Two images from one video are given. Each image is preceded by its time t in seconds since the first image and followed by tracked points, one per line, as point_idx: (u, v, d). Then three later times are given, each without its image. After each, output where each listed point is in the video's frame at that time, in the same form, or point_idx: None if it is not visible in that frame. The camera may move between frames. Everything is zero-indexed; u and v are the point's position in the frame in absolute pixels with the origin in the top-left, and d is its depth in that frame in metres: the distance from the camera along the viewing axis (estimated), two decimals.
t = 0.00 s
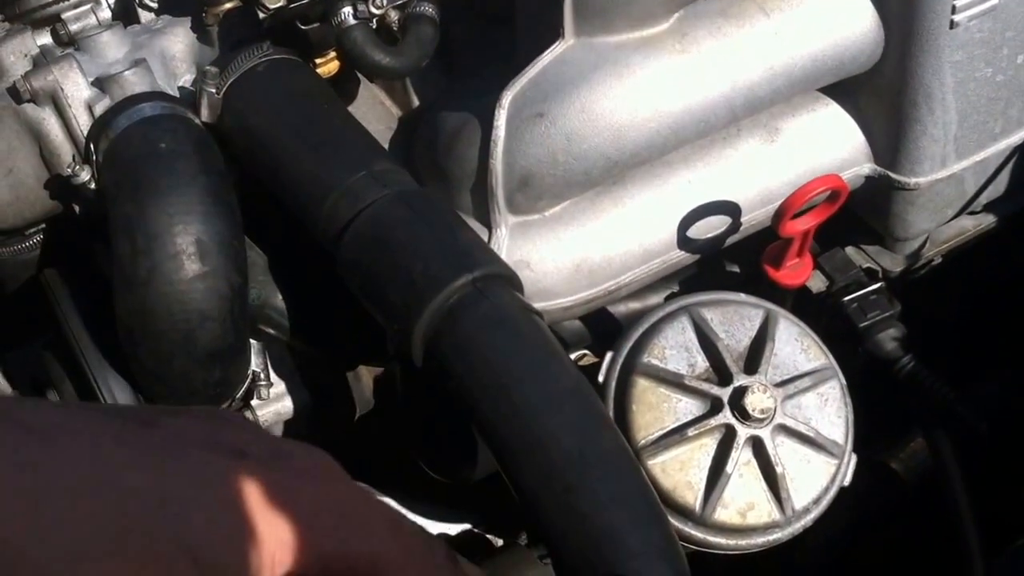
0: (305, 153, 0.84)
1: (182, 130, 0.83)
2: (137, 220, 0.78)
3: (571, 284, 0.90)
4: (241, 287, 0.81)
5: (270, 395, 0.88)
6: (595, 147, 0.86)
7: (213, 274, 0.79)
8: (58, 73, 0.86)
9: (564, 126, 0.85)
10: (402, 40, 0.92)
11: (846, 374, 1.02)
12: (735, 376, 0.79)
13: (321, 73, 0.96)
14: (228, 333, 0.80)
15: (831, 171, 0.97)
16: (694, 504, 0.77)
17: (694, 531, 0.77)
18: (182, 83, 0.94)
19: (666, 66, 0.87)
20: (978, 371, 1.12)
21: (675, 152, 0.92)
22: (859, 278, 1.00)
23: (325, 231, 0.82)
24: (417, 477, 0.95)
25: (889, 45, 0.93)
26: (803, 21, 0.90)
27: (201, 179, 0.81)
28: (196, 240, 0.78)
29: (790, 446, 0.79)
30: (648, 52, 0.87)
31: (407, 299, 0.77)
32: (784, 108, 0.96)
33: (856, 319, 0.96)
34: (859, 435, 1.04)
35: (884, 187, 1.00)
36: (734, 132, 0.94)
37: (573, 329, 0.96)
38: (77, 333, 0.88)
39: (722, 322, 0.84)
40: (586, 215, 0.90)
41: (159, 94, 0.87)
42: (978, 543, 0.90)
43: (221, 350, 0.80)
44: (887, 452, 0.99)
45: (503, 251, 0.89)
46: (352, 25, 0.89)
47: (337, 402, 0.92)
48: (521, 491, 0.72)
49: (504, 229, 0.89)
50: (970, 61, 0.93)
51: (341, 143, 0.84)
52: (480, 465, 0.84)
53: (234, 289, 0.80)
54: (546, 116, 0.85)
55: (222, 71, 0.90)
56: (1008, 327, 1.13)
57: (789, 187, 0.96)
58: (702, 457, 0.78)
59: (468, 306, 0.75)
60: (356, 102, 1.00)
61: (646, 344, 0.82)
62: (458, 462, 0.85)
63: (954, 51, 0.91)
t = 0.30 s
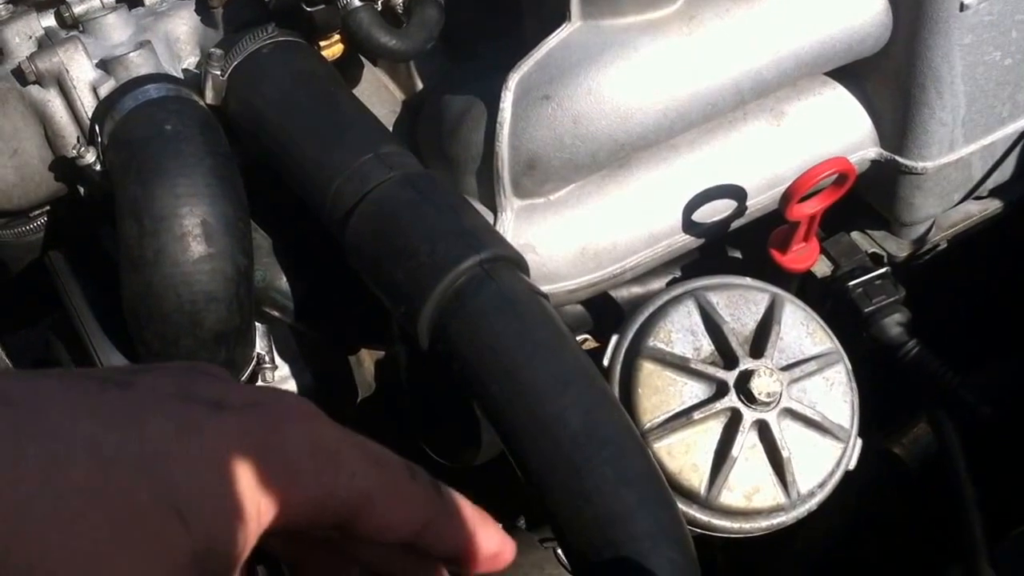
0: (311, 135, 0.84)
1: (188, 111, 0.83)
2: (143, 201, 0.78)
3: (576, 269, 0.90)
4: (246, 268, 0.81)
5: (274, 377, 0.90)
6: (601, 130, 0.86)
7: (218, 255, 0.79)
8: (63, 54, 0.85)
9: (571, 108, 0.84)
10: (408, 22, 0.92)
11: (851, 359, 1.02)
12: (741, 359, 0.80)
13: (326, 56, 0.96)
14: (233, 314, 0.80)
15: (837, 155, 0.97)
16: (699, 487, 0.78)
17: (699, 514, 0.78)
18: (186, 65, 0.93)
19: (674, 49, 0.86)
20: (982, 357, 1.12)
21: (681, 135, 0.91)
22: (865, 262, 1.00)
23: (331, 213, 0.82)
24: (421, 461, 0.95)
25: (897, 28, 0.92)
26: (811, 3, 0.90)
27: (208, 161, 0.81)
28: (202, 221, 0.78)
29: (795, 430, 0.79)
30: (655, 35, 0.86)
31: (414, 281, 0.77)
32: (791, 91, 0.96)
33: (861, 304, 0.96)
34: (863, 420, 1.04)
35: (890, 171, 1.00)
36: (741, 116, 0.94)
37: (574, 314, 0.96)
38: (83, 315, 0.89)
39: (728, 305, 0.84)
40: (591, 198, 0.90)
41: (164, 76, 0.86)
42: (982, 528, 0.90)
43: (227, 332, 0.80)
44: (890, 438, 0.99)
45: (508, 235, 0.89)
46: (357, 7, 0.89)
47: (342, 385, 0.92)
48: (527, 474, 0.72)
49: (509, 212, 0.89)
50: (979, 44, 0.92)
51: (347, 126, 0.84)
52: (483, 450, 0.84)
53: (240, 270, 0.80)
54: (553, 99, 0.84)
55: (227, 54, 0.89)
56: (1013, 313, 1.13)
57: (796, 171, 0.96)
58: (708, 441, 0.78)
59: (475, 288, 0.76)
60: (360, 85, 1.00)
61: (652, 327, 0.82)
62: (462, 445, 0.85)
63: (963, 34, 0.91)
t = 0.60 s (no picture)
0: (317, 125, 0.84)
1: (194, 100, 0.83)
2: (149, 190, 0.78)
3: (581, 259, 0.90)
4: (252, 257, 0.81)
5: (279, 368, 0.90)
6: (607, 119, 0.86)
7: (224, 244, 0.79)
8: (69, 43, 0.85)
9: (577, 98, 0.84)
10: (413, 12, 0.92)
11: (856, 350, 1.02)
12: (747, 350, 0.80)
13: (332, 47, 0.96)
14: (239, 304, 0.80)
15: (842, 145, 0.96)
16: (705, 477, 0.78)
17: (705, 504, 0.78)
18: (192, 55, 0.93)
19: (679, 38, 0.86)
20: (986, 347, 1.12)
21: (687, 124, 0.91)
22: (869, 252, 0.99)
23: (337, 203, 0.82)
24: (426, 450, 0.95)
25: (904, 17, 0.92)
26: None
27: (214, 150, 0.81)
28: (208, 210, 0.78)
29: (801, 420, 0.79)
30: (662, 24, 0.86)
31: (420, 271, 0.77)
32: (796, 81, 0.96)
33: (866, 294, 0.96)
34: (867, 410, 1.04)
35: (896, 162, 1.00)
36: (746, 106, 0.94)
37: (578, 304, 0.96)
38: (89, 305, 0.89)
39: (733, 295, 0.84)
40: (597, 188, 0.90)
41: (169, 64, 0.86)
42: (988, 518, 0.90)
43: (232, 321, 0.80)
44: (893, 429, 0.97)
45: (513, 224, 0.89)
46: None
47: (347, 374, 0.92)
48: (534, 463, 0.73)
49: (515, 202, 0.89)
50: (984, 34, 0.92)
51: (353, 115, 0.84)
52: (487, 441, 0.85)
53: (246, 259, 0.80)
54: (559, 88, 0.84)
55: (232, 44, 0.89)
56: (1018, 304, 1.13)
57: (801, 161, 0.96)
58: (714, 431, 0.78)
59: (481, 278, 0.76)
60: (365, 74, 0.99)
61: (658, 317, 0.82)
62: (467, 435, 0.85)
63: (968, 24, 0.91)
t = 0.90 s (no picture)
0: (320, 120, 0.84)
1: (198, 96, 0.83)
2: (153, 185, 0.78)
3: (585, 254, 0.90)
4: (255, 251, 0.81)
5: (282, 363, 0.91)
6: (611, 115, 0.86)
7: (227, 239, 0.79)
8: (73, 38, 0.85)
9: (581, 94, 0.84)
10: (417, 7, 0.92)
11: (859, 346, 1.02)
12: (751, 346, 0.80)
13: (336, 42, 0.97)
14: (242, 299, 0.80)
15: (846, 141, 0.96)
16: (709, 473, 0.78)
17: (709, 501, 0.78)
18: (195, 50, 0.93)
19: (683, 35, 0.86)
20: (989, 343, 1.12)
21: (691, 121, 0.91)
22: (873, 248, 1.00)
23: (341, 198, 0.82)
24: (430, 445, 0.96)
25: (908, 13, 0.92)
26: None
27: (218, 145, 0.81)
28: (212, 205, 0.78)
29: (805, 416, 0.79)
30: (666, 21, 0.86)
31: (424, 266, 0.77)
32: (800, 77, 0.96)
33: (869, 291, 0.97)
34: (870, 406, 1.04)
35: (899, 158, 1.00)
36: (749, 102, 0.94)
37: (581, 300, 0.96)
38: (91, 299, 0.89)
39: (737, 292, 0.84)
40: (601, 184, 0.90)
41: (174, 60, 0.86)
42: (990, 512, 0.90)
43: (236, 317, 0.80)
44: (896, 425, 0.97)
45: (517, 220, 0.89)
46: None
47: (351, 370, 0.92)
48: (538, 459, 0.73)
49: (519, 198, 0.89)
50: (988, 31, 0.92)
51: (356, 111, 0.84)
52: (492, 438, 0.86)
53: (249, 254, 0.80)
54: (563, 84, 0.84)
55: (236, 39, 0.89)
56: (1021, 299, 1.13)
57: (805, 157, 0.96)
58: (717, 427, 0.78)
59: (485, 273, 0.76)
60: (369, 70, 0.99)
61: (662, 313, 0.82)
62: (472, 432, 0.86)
63: (972, 21, 0.91)
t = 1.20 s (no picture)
0: (323, 120, 0.84)
1: (199, 96, 0.83)
2: (156, 185, 0.78)
3: (588, 254, 0.90)
4: (257, 252, 0.81)
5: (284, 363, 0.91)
6: (613, 116, 0.86)
7: (230, 239, 0.79)
8: (75, 37, 0.85)
9: (583, 94, 0.84)
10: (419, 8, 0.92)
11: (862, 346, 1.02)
12: (753, 347, 0.80)
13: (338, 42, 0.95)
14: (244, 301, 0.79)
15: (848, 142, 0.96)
16: (711, 474, 0.78)
17: (712, 502, 0.78)
18: (197, 50, 0.93)
19: (686, 35, 0.86)
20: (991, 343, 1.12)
21: (693, 121, 0.91)
22: (875, 249, 1.00)
23: (344, 198, 0.82)
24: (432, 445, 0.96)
25: (910, 14, 0.92)
26: None
27: (220, 145, 0.81)
28: (214, 205, 0.78)
29: (808, 417, 0.79)
30: (669, 21, 0.86)
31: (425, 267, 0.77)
32: (802, 78, 0.96)
33: (872, 291, 0.97)
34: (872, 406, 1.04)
35: (901, 159, 1.00)
36: (751, 102, 0.94)
37: (584, 300, 0.96)
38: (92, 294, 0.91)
39: (739, 292, 0.84)
40: (603, 184, 0.90)
41: (176, 59, 0.86)
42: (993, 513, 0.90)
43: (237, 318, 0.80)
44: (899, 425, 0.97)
45: (519, 220, 0.89)
46: None
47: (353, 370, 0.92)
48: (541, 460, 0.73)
49: (521, 197, 0.89)
50: (990, 31, 0.92)
51: (359, 111, 0.84)
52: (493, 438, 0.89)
53: (250, 254, 0.80)
54: (565, 84, 0.84)
55: (240, 38, 0.89)
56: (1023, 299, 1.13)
57: (807, 157, 0.96)
58: (720, 427, 0.78)
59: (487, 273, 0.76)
60: (371, 70, 1.00)
61: (664, 314, 0.82)
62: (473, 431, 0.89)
63: (975, 21, 0.91)
